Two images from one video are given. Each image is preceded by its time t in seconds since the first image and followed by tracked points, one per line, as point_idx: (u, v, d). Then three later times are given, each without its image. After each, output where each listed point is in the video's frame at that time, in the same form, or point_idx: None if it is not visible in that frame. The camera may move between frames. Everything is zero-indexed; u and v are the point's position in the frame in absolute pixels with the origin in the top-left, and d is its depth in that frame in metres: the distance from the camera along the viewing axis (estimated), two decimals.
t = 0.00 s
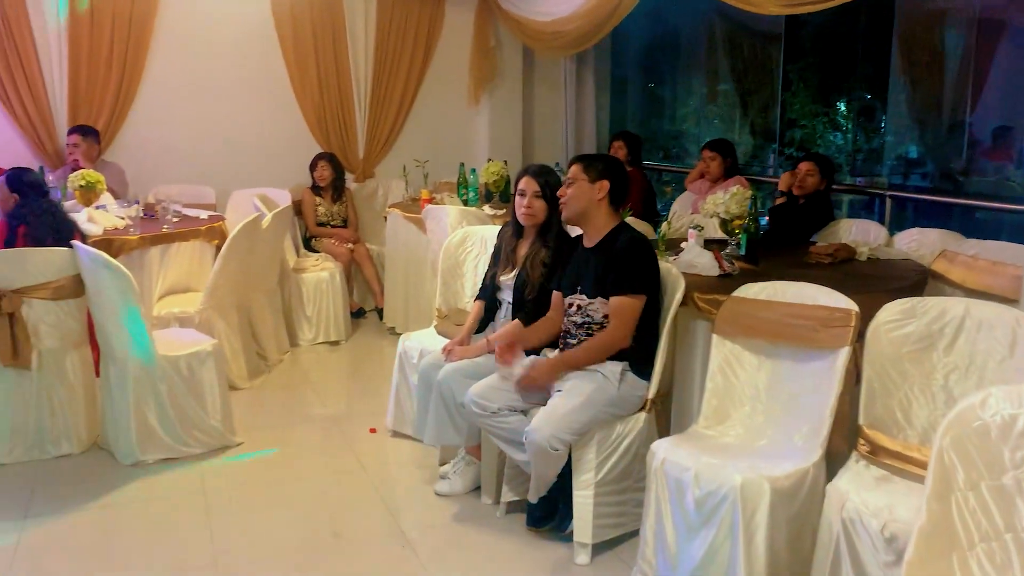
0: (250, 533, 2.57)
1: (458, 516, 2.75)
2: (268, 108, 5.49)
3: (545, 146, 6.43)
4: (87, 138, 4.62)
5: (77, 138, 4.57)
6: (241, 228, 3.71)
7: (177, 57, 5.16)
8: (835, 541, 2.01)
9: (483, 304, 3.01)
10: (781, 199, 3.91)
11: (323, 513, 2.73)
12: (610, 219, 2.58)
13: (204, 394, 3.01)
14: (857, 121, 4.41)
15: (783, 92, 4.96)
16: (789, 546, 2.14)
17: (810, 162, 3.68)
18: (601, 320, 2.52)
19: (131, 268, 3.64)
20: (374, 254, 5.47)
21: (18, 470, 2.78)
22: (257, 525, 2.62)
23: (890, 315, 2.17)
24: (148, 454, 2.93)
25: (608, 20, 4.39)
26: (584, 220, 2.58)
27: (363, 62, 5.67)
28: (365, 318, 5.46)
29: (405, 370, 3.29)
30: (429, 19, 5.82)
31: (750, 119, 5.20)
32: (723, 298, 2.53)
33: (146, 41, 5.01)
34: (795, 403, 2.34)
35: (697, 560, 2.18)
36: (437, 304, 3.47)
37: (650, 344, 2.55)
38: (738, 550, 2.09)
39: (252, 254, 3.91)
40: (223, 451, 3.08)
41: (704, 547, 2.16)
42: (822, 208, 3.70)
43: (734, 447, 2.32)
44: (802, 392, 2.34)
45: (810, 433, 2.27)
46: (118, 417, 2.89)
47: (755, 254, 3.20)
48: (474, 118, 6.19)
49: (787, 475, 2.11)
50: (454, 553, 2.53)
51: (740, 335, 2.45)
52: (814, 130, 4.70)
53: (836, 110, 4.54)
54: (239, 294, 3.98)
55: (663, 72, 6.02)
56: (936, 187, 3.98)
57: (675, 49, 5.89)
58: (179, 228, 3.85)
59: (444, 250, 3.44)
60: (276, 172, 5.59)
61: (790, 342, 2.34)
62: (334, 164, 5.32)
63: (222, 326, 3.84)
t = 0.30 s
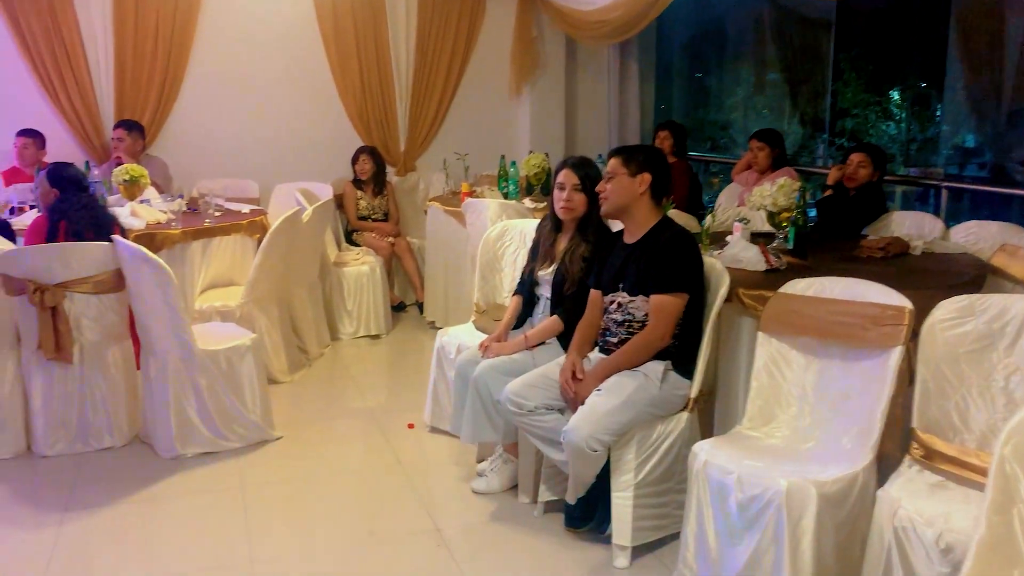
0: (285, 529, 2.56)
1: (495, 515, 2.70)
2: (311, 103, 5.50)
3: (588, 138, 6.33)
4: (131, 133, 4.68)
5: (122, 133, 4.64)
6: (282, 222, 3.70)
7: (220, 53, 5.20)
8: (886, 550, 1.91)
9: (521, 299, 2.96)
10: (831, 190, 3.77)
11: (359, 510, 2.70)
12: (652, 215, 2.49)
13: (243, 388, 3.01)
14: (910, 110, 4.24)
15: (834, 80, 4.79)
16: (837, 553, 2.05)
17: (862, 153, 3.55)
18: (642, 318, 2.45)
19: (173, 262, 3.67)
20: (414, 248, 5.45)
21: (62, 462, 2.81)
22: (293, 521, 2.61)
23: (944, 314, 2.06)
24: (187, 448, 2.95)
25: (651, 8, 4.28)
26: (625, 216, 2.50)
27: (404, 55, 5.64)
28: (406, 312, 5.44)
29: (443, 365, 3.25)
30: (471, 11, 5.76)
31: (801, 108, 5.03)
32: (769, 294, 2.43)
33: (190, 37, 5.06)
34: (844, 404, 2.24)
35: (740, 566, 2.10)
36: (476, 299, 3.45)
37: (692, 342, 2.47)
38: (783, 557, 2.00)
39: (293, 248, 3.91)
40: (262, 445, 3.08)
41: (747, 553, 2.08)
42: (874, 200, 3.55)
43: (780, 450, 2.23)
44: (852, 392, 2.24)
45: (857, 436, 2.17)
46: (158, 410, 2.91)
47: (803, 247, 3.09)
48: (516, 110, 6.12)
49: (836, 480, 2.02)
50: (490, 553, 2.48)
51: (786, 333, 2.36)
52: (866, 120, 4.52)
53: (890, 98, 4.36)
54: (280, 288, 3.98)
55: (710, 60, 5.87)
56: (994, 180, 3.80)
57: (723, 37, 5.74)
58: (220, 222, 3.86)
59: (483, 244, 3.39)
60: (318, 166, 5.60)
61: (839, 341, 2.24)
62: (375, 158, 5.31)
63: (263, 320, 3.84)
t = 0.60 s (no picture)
0: (319, 529, 2.52)
1: (534, 519, 2.63)
2: (353, 96, 5.48)
3: (633, 130, 6.20)
4: (175, 126, 4.72)
5: (166, 127, 4.68)
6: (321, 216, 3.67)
7: (263, 46, 5.20)
8: (948, 568, 1.79)
9: (561, 297, 2.88)
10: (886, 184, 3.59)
11: (394, 510, 2.65)
12: (700, 209, 2.38)
13: (281, 384, 2.98)
14: (966, 100, 4.05)
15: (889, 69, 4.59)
16: (895, 569, 1.93)
17: (920, 145, 3.35)
18: (688, 316, 2.35)
19: (214, 256, 3.66)
20: (455, 242, 5.39)
21: (102, 456, 2.82)
22: (327, 520, 2.57)
23: (1011, 317, 1.93)
24: (226, 444, 2.93)
25: None
26: (670, 211, 2.40)
27: (446, 46, 5.57)
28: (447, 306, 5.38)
29: (483, 363, 3.18)
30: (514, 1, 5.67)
31: (855, 98, 4.83)
32: (824, 293, 2.30)
33: (234, 30, 5.07)
34: (904, 411, 2.12)
35: None
36: (516, 294, 3.37)
37: (740, 344, 2.36)
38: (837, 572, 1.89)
39: (332, 242, 3.87)
40: (299, 441, 3.05)
41: (798, 566, 1.97)
42: (934, 194, 3.38)
43: (833, 457, 2.11)
44: (912, 398, 2.11)
45: (917, 445, 2.05)
46: (196, 406, 2.89)
47: (858, 244, 2.94)
48: (559, 101, 6.01)
49: (894, 492, 1.90)
50: (529, 559, 2.40)
51: (842, 335, 2.23)
52: (921, 110, 4.33)
53: (946, 88, 4.17)
54: (320, 283, 3.95)
55: (760, 49, 5.69)
56: None
57: (773, 25, 5.55)
58: (261, 216, 3.84)
59: (524, 239, 3.31)
60: (360, 159, 5.57)
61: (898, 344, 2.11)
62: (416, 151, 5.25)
63: (304, 315, 3.81)
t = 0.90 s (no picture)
0: (343, 540, 2.47)
1: (565, 535, 2.54)
2: (386, 96, 5.43)
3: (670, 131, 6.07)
4: (210, 128, 4.73)
5: (201, 128, 4.68)
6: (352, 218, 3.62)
7: (297, 48, 5.19)
8: None
9: (595, 304, 2.78)
10: (935, 188, 3.44)
11: (421, 523, 2.59)
12: (727, 214, 2.24)
13: (308, 389, 2.93)
14: (1015, 100, 3.89)
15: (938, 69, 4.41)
16: None
17: (971, 148, 3.24)
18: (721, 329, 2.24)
19: (245, 258, 3.64)
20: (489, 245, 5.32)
21: (129, 461, 2.80)
22: (351, 531, 2.51)
23: None
24: (252, 450, 2.89)
25: None
26: (696, 221, 2.28)
27: (482, 46, 5.50)
28: (480, 310, 5.31)
29: (513, 371, 3.10)
30: None
31: (902, 98, 4.65)
32: (873, 305, 2.17)
33: (269, 32, 5.06)
34: (959, 434, 1.99)
35: None
36: (549, 301, 3.28)
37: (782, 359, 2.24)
38: None
39: (363, 244, 3.81)
40: (326, 449, 3.00)
41: None
42: (987, 199, 3.22)
43: (882, 482, 1.99)
44: (967, 421, 1.99)
45: (974, 471, 1.93)
46: (223, 411, 2.86)
47: (908, 252, 2.79)
48: (596, 102, 5.91)
49: (949, 521, 1.77)
50: None
51: (891, 352, 2.12)
52: (968, 111, 4.17)
53: (994, 89, 4.01)
54: (351, 286, 3.90)
55: (803, 48, 5.52)
56: None
57: (817, 23, 5.38)
58: (293, 218, 3.80)
59: (556, 244, 3.21)
60: (394, 161, 5.53)
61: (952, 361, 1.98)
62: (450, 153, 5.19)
63: (334, 319, 3.76)
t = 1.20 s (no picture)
0: (367, 555, 2.42)
1: (595, 556, 2.46)
2: (420, 103, 5.42)
3: (708, 137, 5.96)
4: (245, 135, 4.75)
5: (236, 134, 4.70)
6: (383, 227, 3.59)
7: (332, 55, 5.20)
8: None
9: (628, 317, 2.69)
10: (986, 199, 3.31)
11: (447, 539, 2.54)
12: (757, 222, 2.16)
13: (336, 400, 2.90)
14: None
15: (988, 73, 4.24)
16: None
17: None
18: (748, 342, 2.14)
19: (276, 266, 3.63)
20: (522, 252, 5.26)
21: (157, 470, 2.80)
22: (375, 546, 2.47)
23: None
24: (280, 461, 2.87)
25: None
26: (723, 227, 2.18)
27: (517, 53, 5.46)
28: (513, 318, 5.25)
29: (544, 384, 3.03)
30: (587, 5, 5.51)
31: (949, 103, 4.49)
32: (919, 323, 2.08)
33: (303, 39, 5.07)
34: (1013, 461, 1.88)
35: None
36: (581, 312, 3.23)
37: (816, 375, 2.14)
38: None
39: (394, 253, 3.79)
40: (354, 461, 2.97)
41: None
42: None
43: (929, 510, 1.88)
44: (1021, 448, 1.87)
45: None
46: (252, 422, 2.84)
47: (957, 266, 2.66)
48: (632, 108, 5.82)
49: (1001, 555, 1.67)
50: None
51: (938, 372, 2.01)
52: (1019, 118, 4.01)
53: None
54: (382, 295, 3.87)
55: (846, 52, 5.37)
56: None
57: (861, 27, 5.24)
58: (324, 226, 3.79)
59: (589, 254, 3.14)
60: (428, 168, 5.51)
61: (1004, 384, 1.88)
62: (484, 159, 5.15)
63: (364, 328, 3.73)
